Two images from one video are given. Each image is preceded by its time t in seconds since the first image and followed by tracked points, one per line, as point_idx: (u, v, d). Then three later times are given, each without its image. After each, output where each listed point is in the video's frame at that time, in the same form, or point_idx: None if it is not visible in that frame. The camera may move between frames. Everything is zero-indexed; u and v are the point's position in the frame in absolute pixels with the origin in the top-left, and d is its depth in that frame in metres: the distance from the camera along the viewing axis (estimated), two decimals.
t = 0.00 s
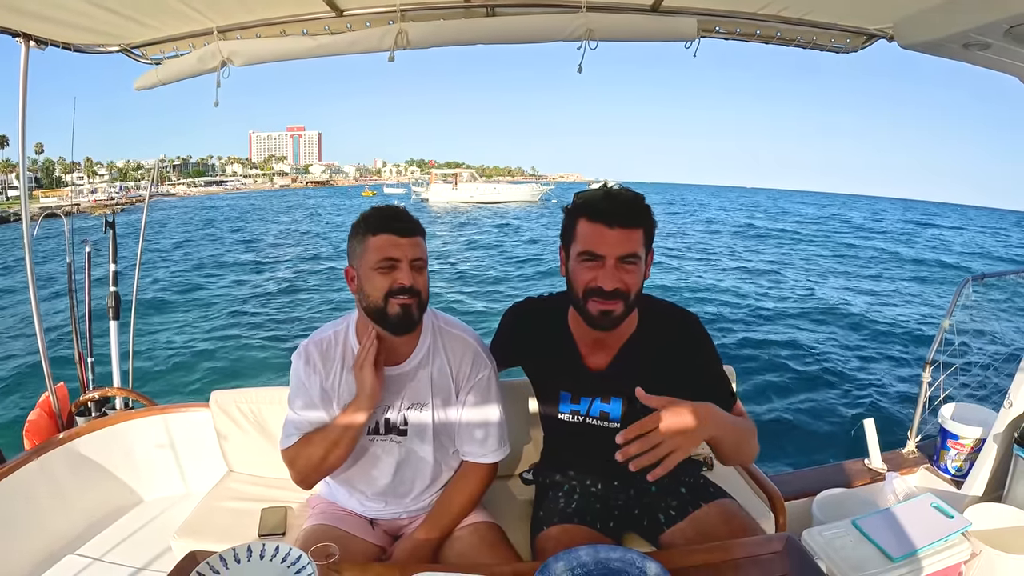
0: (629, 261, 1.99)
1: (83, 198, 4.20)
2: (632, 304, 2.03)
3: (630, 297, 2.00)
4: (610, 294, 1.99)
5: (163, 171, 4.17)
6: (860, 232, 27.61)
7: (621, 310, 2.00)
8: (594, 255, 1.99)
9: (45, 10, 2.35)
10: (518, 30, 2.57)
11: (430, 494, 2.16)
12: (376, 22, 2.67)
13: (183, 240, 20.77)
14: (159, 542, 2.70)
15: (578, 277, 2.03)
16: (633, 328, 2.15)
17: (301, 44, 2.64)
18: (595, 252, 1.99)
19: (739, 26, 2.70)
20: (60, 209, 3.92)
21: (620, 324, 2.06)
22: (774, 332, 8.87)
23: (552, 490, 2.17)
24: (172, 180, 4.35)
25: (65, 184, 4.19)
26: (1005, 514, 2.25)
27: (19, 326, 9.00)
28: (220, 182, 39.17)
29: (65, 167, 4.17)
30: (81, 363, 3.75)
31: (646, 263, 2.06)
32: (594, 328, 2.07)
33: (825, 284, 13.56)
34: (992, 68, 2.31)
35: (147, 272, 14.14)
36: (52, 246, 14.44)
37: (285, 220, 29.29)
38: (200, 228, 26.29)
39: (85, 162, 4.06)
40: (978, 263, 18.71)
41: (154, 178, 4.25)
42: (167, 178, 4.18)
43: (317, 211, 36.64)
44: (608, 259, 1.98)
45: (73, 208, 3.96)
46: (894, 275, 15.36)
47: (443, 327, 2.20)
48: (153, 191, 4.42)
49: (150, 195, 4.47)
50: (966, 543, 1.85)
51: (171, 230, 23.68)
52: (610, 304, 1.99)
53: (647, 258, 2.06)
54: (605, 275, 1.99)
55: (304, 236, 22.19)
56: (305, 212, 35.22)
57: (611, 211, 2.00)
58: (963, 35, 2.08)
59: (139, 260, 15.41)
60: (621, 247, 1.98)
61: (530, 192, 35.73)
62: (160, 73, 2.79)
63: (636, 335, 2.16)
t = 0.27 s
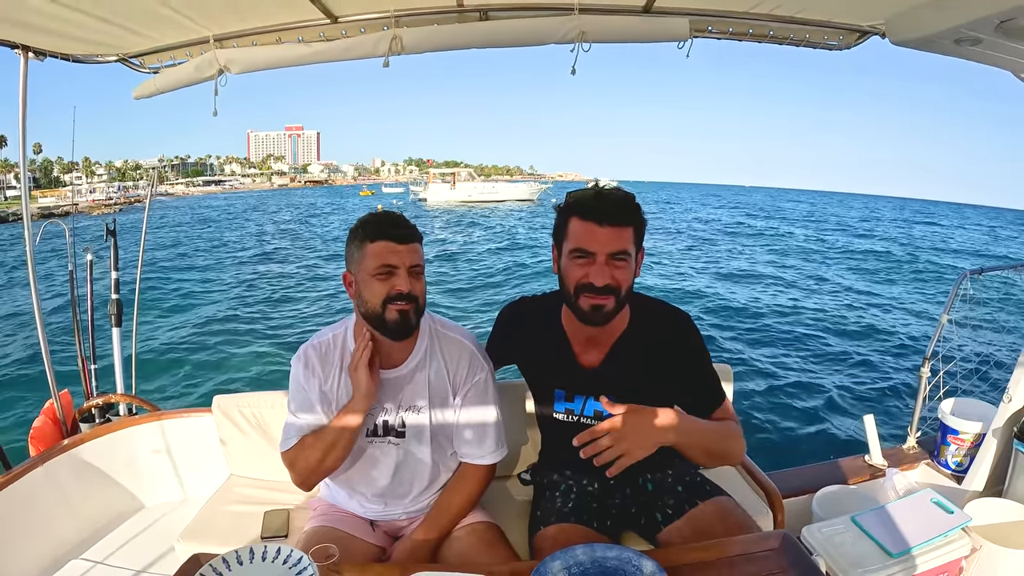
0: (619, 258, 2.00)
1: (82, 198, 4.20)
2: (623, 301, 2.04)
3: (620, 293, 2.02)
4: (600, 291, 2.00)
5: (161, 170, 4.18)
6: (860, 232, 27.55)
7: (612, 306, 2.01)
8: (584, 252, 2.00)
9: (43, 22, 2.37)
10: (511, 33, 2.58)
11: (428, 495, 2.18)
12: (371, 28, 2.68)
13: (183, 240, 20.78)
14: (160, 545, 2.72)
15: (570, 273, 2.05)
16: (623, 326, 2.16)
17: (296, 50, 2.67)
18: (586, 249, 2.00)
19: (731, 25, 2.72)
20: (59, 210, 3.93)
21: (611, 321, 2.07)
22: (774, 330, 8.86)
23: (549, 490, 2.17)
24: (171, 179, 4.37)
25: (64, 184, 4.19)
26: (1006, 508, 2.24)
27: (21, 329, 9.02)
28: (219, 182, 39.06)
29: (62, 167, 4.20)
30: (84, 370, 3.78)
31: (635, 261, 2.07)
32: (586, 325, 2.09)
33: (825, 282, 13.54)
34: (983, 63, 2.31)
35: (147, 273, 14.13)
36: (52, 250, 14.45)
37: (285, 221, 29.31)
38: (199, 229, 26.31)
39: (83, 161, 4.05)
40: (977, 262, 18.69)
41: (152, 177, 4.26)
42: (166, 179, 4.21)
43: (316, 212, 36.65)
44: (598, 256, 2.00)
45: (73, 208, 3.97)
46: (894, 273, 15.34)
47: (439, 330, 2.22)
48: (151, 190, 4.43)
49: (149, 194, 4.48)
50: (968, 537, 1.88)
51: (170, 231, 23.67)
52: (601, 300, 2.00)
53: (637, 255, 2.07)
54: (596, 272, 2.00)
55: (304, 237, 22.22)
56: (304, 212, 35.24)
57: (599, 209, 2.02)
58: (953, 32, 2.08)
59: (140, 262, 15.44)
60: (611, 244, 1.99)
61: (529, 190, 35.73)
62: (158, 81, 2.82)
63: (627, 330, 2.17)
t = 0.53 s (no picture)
0: (640, 252, 1.95)
1: (77, 198, 4.08)
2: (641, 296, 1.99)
3: (638, 287, 1.97)
4: (620, 285, 1.95)
5: (156, 169, 4.08)
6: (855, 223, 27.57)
7: (629, 299, 1.96)
8: (605, 244, 1.95)
9: (37, 25, 2.32)
10: (515, 34, 2.53)
11: (432, 506, 2.11)
12: (371, 29, 2.63)
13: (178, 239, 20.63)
14: (154, 557, 2.66)
15: (589, 266, 1.99)
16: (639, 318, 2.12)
17: (295, 52, 2.62)
18: (606, 241, 1.95)
19: (738, 23, 2.66)
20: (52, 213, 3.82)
21: (627, 314, 2.03)
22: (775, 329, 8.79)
23: (558, 500, 2.11)
24: (165, 178, 4.27)
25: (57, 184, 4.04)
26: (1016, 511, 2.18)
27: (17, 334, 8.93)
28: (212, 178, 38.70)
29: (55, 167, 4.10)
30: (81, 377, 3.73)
31: (655, 256, 2.02)
32: (601, 319, 2.04)
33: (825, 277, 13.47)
34: (997, 59, 2.26)
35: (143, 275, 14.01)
36: (46, 252, 14.32)
37: (280, 218, 29.16)
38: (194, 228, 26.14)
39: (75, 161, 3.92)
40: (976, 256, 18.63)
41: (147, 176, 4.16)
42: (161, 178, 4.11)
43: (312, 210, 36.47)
44: (619, 248, 1.94)
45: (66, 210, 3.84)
46: (894, 267, 15.27)
47: (443, 334, 2.17)
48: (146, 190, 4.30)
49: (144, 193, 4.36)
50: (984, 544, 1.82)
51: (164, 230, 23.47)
52: (619, 293, 1.95)
53: (656, 249, 2.02)
54: (616, 265, 1.95)
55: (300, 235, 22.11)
56: (300, 210, 35.13)
57: (621, 202, 1.96)
58: (967, 26, 2.02)
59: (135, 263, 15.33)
60: (632, 237, 1.94)
61: (524, 183, 35.58)
62: (154, 85, 2.76)
63: (641, 326, 2.12)
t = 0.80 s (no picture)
0: (651, 253, 1.93)
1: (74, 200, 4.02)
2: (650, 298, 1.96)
3: (649, 290, 1.95)
4: (630, 287, 1.93)
5: (155, 170, 4.02)
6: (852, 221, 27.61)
7: (639, 303, 1.95)
8: (615, 245, 1.93)
9: (35, 16, 2.27)
10: (522, 30, 2.50)
11: (433, 509, 2.08)
12: (376, 23, 2.60)
13: (175, 239, 20.55)
14: (149, 559, 2.62)
15: (599, 267, 1.97)
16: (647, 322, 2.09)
17: (299, 46, 2.58)
18: (617, 241, 1.93)
19: (747, 23, 2.63)
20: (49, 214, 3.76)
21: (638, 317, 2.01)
22: (774, 327, 8.77)
23: (561, 505, 2.09)
24: (164, 177, 4.21)
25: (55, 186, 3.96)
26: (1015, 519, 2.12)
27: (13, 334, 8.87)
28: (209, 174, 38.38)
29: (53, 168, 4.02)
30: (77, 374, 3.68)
31: (666, 257, 1.99)
32: (610, 321, 2.02)
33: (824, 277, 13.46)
34: (1008, 63, 2.22)
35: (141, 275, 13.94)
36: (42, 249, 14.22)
37: (278, 215, 29.08)
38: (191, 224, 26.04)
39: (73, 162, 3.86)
40: (974, 257, 18.65)
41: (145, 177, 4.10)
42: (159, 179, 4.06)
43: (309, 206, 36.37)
44: (631, 250, 1.93)
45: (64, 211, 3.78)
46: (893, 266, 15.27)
47: (447, 335, 2.14)
48: (144, 190, 4.24)
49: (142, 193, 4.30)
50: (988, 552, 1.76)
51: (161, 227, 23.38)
52: (629, 296, 1.94)
53: (668, 251, 1.99)
54: (627, 266, 1.93)
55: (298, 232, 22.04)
56: (298, 206, 35.05)
57: (635, 202, 1.93)
58: (979, 30, 1.99)
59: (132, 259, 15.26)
60: (644, 238, 1.92)
61: (524, 182, 35.55)
62: (155, 77, 2.72)
63: (650, 328, 2.10)
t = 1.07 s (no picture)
0: (653, 254, 1.91)
1: (74, 200, 3.99)
2: (654, 300, 1.94)
3: (654, 291, 1.92)
4: (633, 288, 1.91)
5: (153, 170, 3.99)
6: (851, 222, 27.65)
7: (644, 304, 1.92)
8: (617, 246, 1.91)
9: (35, 7, 2.24)
10: (528, 27, 2.48)
11: (434, 509, 2.07)
12: (380, 18, 2.57)
13: (173, 240, 20.50)
14: (147, 556, 2.59)
15: (600, 268, 1.95)
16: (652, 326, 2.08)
17: (302, 40, 2.55)
18: (620, 243, 1.91)
19: (754, 24, 2.62)
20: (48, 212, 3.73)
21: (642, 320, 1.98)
22: (772, 329, 8.79)
23: (563, 506, 2.08)
24: (163, 176, 4.18)
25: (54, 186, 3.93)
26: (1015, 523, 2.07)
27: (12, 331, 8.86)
28: (209, 173, 38.21)
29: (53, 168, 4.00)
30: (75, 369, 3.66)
31: (670, 258, 1.98)
32: (614, 324, 2.00)
33: (822, 278, 13.49)
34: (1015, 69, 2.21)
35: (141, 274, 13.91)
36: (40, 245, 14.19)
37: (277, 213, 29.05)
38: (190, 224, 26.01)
39: (72, 162, 3.82)
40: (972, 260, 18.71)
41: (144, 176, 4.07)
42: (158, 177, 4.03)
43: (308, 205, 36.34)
44: (633, 250, 1.90)
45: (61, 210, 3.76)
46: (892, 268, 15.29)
47: (451, 333, 2.12)
48: (143, 189, 4.21)
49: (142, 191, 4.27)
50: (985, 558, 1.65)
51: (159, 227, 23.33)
52: (632, 298, 1.91)
53: (672, 252, 1.98)
54: (630, 267, 1.91)
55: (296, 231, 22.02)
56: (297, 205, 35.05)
57: (636, 203, 1.92)
58: (987, 35, 1.97)
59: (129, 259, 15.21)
60: (646, 239, 1.90)
61: (523, 182, 35.53)
62: (157, 70, 2.69)
63: (656, 332, 2.08)
